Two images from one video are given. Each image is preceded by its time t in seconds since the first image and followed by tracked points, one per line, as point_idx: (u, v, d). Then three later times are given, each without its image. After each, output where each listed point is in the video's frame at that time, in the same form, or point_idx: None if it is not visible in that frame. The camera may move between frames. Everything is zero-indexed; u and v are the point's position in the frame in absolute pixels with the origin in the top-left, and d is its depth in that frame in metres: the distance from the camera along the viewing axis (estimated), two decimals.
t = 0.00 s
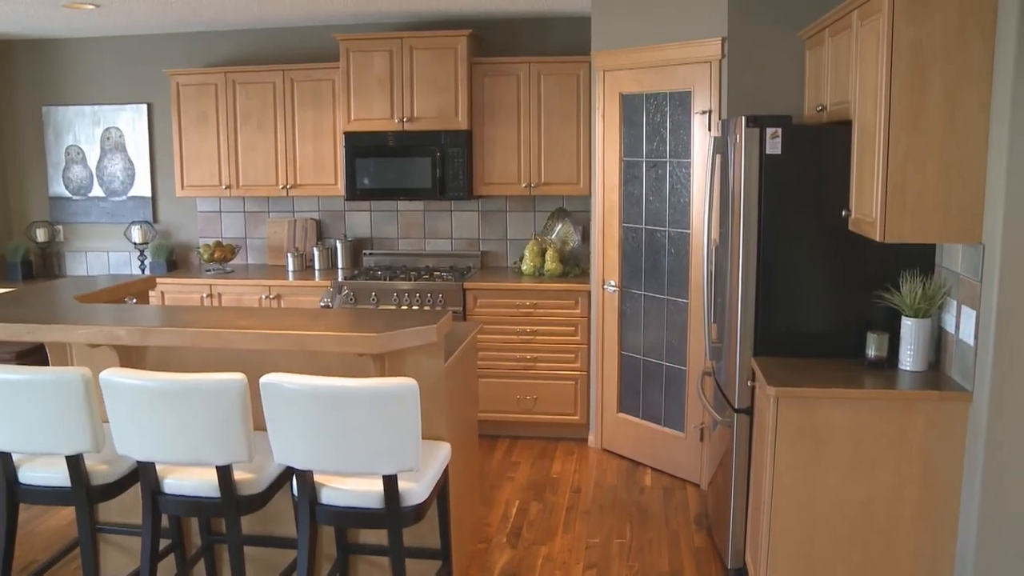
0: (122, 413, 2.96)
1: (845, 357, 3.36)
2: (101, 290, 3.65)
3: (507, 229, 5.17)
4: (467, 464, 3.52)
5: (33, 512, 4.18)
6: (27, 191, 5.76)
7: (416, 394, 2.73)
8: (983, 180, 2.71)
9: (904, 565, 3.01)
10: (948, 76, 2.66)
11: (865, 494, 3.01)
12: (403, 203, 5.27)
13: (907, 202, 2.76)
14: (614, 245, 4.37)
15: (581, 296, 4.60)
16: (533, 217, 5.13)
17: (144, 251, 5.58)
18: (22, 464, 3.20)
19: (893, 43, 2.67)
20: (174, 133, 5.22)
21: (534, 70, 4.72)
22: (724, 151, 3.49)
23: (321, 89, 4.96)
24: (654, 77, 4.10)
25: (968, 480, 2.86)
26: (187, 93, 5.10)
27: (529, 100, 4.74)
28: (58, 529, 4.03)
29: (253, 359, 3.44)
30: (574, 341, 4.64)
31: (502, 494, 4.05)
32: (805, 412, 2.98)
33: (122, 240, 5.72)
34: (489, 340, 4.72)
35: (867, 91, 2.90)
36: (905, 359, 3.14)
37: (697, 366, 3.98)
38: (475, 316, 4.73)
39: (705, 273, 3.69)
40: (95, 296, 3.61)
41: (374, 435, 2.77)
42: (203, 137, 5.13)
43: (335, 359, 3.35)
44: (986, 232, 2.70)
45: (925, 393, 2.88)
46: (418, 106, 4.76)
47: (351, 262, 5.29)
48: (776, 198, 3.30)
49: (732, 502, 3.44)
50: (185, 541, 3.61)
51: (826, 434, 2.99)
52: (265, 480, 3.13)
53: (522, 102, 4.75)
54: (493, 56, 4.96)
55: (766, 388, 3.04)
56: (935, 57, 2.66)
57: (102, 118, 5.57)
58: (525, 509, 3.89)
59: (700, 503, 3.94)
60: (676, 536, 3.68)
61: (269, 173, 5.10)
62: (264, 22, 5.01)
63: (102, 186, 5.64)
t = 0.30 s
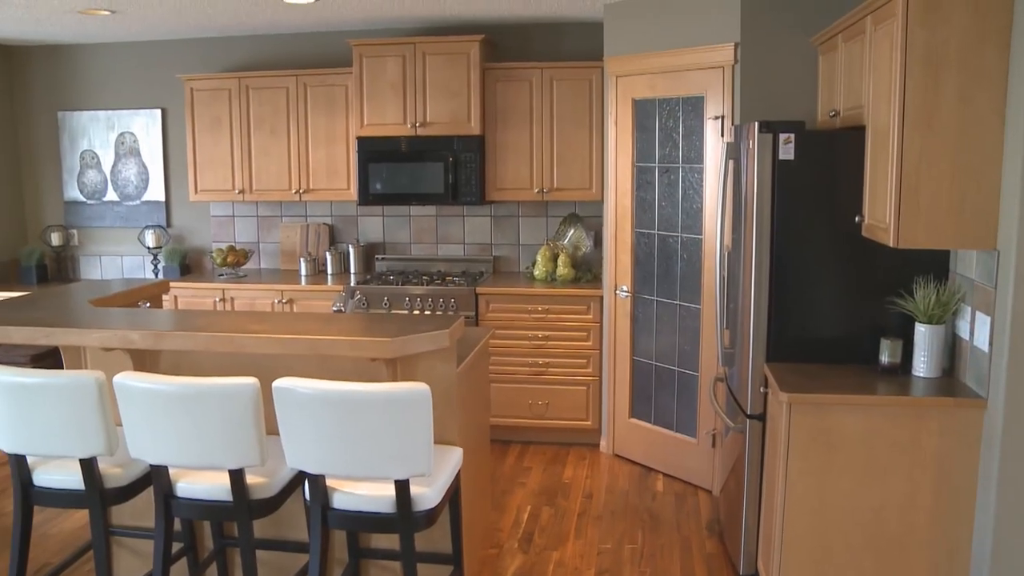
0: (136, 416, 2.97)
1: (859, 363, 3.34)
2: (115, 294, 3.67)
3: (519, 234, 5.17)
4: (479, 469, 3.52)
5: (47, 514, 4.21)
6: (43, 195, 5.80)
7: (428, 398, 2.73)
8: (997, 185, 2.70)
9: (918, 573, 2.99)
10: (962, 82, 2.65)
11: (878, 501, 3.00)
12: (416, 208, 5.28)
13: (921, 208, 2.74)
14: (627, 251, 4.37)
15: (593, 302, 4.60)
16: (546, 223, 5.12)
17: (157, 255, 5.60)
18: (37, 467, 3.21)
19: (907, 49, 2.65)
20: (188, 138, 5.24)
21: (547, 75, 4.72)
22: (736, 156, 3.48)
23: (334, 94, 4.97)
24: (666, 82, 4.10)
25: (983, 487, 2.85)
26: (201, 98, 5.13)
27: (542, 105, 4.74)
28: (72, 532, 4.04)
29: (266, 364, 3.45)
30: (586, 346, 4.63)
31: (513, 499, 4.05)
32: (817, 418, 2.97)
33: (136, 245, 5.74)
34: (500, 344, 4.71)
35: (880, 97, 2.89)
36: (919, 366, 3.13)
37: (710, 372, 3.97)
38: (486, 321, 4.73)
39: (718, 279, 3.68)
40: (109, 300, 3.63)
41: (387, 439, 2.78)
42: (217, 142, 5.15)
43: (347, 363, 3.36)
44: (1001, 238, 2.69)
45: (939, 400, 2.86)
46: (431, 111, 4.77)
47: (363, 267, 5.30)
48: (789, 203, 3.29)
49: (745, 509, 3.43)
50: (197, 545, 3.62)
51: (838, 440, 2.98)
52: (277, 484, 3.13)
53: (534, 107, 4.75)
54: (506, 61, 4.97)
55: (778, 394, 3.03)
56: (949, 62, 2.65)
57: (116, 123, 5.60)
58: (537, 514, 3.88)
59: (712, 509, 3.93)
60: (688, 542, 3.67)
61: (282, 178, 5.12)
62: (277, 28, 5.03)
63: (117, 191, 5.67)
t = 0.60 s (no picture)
0: (148, 420, 2.98)
1: (871, 369, 3.33)
2: (129, 298, 3.68)
3: (531, 239, 5.17)
4: (490, 474, 3.52)
5: (61, 517, 4.22)
6: (57, 199, 5.84)
7: (439, 403, 2.73)
8: (1011, 190, 2.69)
9: None
10: (975, 87, 2.64)
11: (891, 507, 2.98)
12: (428, 213, 5.29)
13: (934, 213, 2.73)
14: (639, 256, 4.37)
15: (605, 307, 4.59)
16: (558, 228, 5.13)
17: (170, 259, 5.62)
18: (50, 469, 3.23)
19: (920, 54, 2.64)
20: (201, 143, 5.26)
21: (558, 81, 4.72)
22: (749, 162, 3.47)
23: (346, 99, 4.99)
24: (678, 87, 4.10)
25: (997, 495, 2.83)
26: (214, 103, 5.15)
27: (554, 111, 4.75)
28: (84, 535, 4.05)
29: (278, 368, 3.45)
30: (597, 351, 4.63)
31: (524, 504, 4.04)
32: (830, 424, 2.96)
33: (149, 249, 5.77)
34: (511, 349, 4.71)
35: (893, 102, 2.88)
36: (932, 372, 3.11)
37: (722, 377, 3.96)
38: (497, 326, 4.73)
39: (730, 284, 3.67)
40: (123, 304, 3.64)
41: (397, 444, 2.78)
42: (230, 146, 5.17)
43: (359, 368, 3.36)
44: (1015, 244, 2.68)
45: (952, 406, 2.85)
46: (443, 116, 4.78)
47: (375, 272, 5.31)
48: (801, 209, 3.29)
49: (758, 515, 3.42)
50: (209, 548, 3.63)
51: (851, 446, 2.97)
52: (289, 488, 3.13)
53: (546, 113, 4.76)
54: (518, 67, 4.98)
55: (790, 399, 3.02)
56: (961, 68, 2.64)
57: (130, 127, 5.63)
58: (548, 519, 3.88)
59: (723, 515, 3.92)
60: (699, 548, 3.65)
61: (295, 183, 5.13)
62: (290, 33, 5.05)
63: (130, 195, 5.70)
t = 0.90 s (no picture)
0: (160, 424, 2.99)
1: (884, 375, 3.32)
2: (140, 302, 3.70)
3: (542, 244, 5.17)
4: (500, 479, 3.52)
5: (73, 520, 4.24)
6: (70, 204, 5.87)
7: (451, 408, 2.73)
8: None
9: None
10: (988, 92, 2.64)
11: (904, 514, 2.97)
12: (439, 218, 5.29)
13: (946, 218, 2.72)
14: (650, 261, 4.36)
15: (616, 312, 4.59)
16: (569, 233, 5.12)
17: (182, 263, 5.64)
18: (63, 473, 3.24)
19: (932, 59, 2.64)
20: (213, 148, 5.28)
21: (570, 86, 4.72)
22: (760, 167, 3.47)
23: (357, 104, 5.00)
24: (689, 93, 4.10)
25: (1011, 502, 2.82)
26: (226, 108, 5.17)
27: (565, 116, 4.75)
28: (96, 538, 4.07)
29: (290, 373, 3.46)
30: (607, 356, 4.63)
31: (535, 509, 4.04)
32: (843, 430, 2.95)
33: (160, 253, 5.78)
34: (521, 354, 4.71)
35: (905, 107, 2.87)
36: (944, 378, 3.11)
37: (733, 383, 3.95)
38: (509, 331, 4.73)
39: (741, 290, 3.66)
40: (134, 308, 3.65)
41: (409, 448, 2.78)
42: (242, 151, 5.19)
43: (371, 372, 3.37)
44: None
45: (966, 413, 2.84)
46: (454, 122, 4.78)
47: (386, 276, 5.32)
48: (813, 215, 3.27)
49: (769, 521, 3.41)
50: (220, 552, 3.63)
51: (863, 453, 2.95)
52: (300, 492, 3.14)
53: (557, 118, 4.76)
54: (529, 72, 4.98)
55: (801, 405, 3.01)
56: (974, 73, 2.63)
57: (142, 132, 5.65)
58: (559, 525, 3.87)
59: (734, 520, 3.91)
60: (710, 553, 3.64)
61: (306, 188, 5.15)
62: (301, 39, 5.07)
63: (142, 200, 5.72)
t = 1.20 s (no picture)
0: (173, 427, 3.00)
1: (897, 381, 3.30)
2: (153, 306, 3.71)
3: (554, 249, 5.17)
4: (512, 484, 3.52)
5: (86, 523, 4.25)
6: (84, 208, 5.90)
7: (462, 413, 2.73)
8: None
9: None
10: (1002, 97, 2.62)
11: (918, 521, 2.96)
12: (450, 223, 5.30)
13: (960, 222, 2.70)
14: (662, 266, 4.35)
15: (628, 317, 4.58)
16: (580, 238, 5.12)
17: (194, 267, 5.66)
18: (76, 475, 3.25)
19: (946, 64, 2.63)
20: (225, 152, 5.30)
21: (582, 91, 4.72)
22: (772, 172, 3.46)
23: (370, 109, 5.01)
24: (701, 97, 4.09)
25: None
26: (239, 113, 5.19)
27: (577, 121, 4.75)
28: (108, 541, 4.08)
29: (302, 378, 3.46)
30: (619, 361, 4.62)
31: (546, 515, 4.03)
32: (856, 437, 2.94)
33: (173, 257, 5.80)
34: (532, 358, 4.71)
35: (919, 112, 2.86)
36: (958, 385, 3.08)
37: (745, 389, 3.94)
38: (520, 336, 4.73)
39: (753, 295, 3.65)
40: (147, 312, 3.66)
41: (421, 453, 2.78)
42: (254, 155, 5.21)
43: (382, 377, 3.37)
44: None
45: (981, 420, 2.82)
46: (466, 127, 4.79)
47: (398, 281, 5.32)
48: (826, 220, 3.26)
49: (781, 527, 3.40)
50: (231, 556, 3.64)
51: (877, 460, 2.94)
52: (312, 496, 3.14)
53: (570, 123, 4.76)
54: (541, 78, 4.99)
55: (813, 412, 3.00)
56: (988, 78, 2.62)
57: (156, 137, 5.68)
58: (570, 530, 3.87)
59: (746, 526, 3.90)
60: (721, 559, 3.63)
61: (318, 193, 5.16)
62: (314, 44, 5.08)
63: (155, 204, 5.74)
